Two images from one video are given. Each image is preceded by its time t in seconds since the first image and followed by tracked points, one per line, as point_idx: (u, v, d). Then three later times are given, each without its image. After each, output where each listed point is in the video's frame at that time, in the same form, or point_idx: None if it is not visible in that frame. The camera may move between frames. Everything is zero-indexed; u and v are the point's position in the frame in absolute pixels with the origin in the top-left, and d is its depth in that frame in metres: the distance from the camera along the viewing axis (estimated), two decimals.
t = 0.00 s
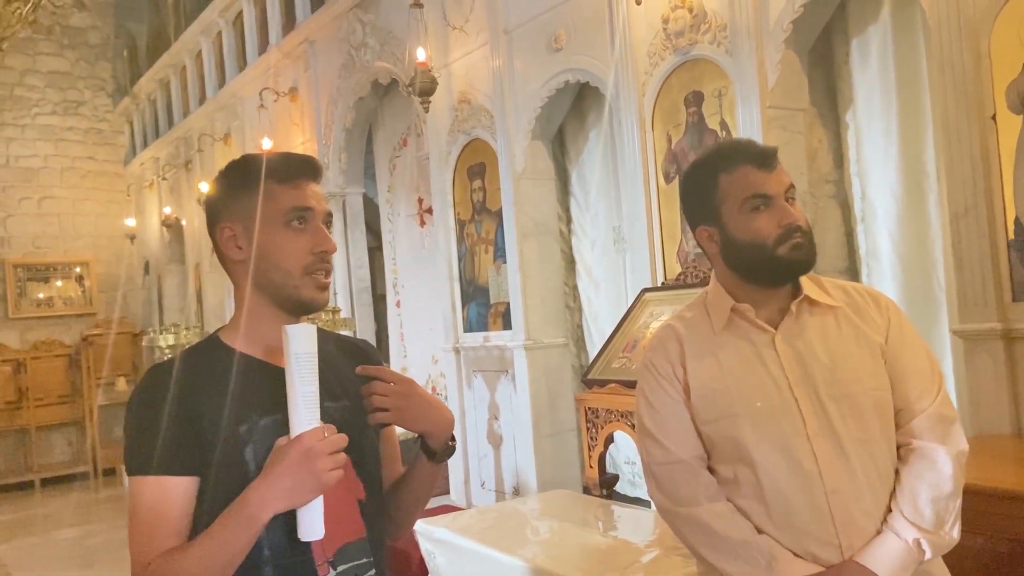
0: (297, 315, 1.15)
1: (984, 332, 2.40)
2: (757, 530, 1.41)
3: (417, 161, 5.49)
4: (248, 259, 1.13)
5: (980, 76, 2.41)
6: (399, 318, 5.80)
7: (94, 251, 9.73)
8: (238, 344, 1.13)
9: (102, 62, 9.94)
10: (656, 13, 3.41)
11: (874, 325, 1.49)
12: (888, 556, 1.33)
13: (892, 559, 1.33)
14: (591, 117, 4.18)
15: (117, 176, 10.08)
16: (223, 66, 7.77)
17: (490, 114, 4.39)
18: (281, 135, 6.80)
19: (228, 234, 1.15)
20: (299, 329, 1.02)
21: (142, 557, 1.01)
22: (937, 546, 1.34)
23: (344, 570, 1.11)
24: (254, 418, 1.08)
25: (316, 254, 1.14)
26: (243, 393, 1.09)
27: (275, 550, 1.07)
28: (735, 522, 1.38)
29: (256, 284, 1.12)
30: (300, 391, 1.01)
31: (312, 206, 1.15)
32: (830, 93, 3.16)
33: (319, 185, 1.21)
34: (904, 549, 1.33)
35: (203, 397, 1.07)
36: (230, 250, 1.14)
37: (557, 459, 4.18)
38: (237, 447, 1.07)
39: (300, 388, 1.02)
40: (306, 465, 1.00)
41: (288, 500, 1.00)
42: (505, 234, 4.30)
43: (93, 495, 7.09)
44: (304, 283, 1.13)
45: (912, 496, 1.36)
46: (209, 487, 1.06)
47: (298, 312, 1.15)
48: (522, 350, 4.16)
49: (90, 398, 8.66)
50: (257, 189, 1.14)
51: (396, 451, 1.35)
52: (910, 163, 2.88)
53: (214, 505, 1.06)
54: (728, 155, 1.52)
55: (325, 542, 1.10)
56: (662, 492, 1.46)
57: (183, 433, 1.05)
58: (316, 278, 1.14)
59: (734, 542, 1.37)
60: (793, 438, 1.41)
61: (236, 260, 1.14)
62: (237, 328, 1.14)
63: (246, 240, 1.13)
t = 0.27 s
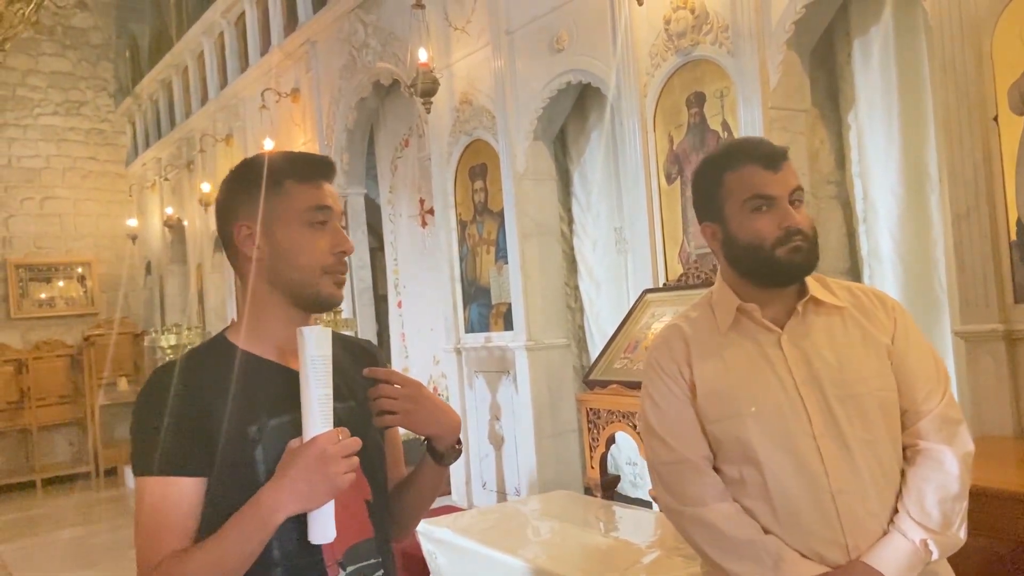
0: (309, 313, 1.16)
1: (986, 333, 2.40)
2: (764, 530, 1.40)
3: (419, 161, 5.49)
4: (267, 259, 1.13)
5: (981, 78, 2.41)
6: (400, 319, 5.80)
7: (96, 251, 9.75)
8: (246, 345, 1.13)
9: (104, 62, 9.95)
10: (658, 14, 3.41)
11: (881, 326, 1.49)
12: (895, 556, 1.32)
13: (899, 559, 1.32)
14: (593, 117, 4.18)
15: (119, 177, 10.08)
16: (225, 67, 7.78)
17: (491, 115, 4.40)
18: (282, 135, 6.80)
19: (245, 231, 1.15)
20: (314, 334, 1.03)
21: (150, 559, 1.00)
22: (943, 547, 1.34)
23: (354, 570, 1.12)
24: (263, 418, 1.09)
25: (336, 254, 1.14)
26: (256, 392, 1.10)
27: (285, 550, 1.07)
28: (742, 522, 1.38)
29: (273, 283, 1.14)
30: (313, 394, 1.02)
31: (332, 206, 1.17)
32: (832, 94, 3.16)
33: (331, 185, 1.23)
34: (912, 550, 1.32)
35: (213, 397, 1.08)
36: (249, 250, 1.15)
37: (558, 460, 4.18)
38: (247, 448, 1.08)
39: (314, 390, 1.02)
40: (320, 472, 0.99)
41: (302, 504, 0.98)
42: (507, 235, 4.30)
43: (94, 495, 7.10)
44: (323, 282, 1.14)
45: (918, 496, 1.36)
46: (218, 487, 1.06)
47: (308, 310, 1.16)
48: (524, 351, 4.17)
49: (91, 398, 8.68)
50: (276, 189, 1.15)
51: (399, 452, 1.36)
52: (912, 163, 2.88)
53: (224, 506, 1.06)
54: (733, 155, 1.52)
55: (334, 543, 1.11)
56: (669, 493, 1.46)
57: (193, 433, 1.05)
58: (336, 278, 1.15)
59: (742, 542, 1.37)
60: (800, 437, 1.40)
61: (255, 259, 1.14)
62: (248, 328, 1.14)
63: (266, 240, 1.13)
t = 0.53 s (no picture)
0: (313, 314, 1.22)
1: (986, 335, 2.40)
2: (768, 531, 1.41)
3: (419, 162, 5.50)
4: (286, 256, 1.19)
5: (981, 80, 2.42)
6: (400, 319, 5.80)
7: (96, 251, 9.75)
8: (245, 343, 1.18)
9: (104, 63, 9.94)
10: (659, 15, 3.41)
11: (883, 327, 1.50)
12: (900, 558, 1.34)
13: (905, 561, 1.33)
14: (593, 118, 4.18)
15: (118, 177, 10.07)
16: (225, 67, 7.78)
17: (492, 116, 4.40)
18: (282, 136, 6.80)
19: (269, 228, 1.20)
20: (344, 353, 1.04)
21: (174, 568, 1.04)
22: (947, 548, 1.35)
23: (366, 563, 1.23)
24: (278, 423, 1.12)
25: (351, 256, 1.21)
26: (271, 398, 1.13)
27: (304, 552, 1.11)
28: (748, 523, 1.38)
29: (285, 283, 1.19)
30: (341, 411, 1.04)
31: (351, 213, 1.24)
32: (832, 95, 3.16)
33: (341, 188, 1.27)
34: (917, 552, 1.34)
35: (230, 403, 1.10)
36: (267, 247, 1.20)
37: (558, 461, 4.18)
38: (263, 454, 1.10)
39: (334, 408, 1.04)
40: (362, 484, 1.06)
41: (338, 520, 1.05)
42: (507, 236, 4.30)
43: (94, 495, 7.10)
44: (336, 281, 1.20)
45: (923, 498, 1.37)
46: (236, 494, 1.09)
47: (313, 312, 1.21)
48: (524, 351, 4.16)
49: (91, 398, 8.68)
50: (299, 188, 1.21)
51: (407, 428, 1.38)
52: (911, 165, 2.88)
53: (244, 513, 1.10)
54: (737, 155, 1.53)
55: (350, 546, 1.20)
56: (673, 493, 1.45)
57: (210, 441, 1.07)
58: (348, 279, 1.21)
59: (747, 543, 1.37)
60: (804, 438, 1.41)
61: (273, 256, 1.20)
62: (253, 328, 1.19)
63: (287, 238, 1.19)
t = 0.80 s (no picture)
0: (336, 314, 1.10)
1: (983, 337, 2.41)
2: (770, 531, 1.41)
3: (418, 163, 5.50)
4: (317, 257, 1.08)
5: (978, 83, 2.43)
6: (398, 320, 5.81)
7: (94, 251, 9.75)
8: (271, 342, 1.08)
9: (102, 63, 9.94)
10: (657, 17, 3.42)
11: (886, 329, 1.51)
12: (904, 559, 1.34)
13: (909, 562, 1.34)
14: (591, 120, 4.18)
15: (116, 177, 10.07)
16: (223, 68, 7.79)
17: (490, 117, 4.41)
18: (281, 137, 6.80)
19: (301, 227, 1.08)
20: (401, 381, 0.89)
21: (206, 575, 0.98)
22: (949, 549, 1.36)
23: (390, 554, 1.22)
24: (309, 426, 1.04)
25: (384, 257, 1.10)
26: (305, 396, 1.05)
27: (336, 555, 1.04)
28: (750, 523, 1.38)
29: (313, 284, 1.08)
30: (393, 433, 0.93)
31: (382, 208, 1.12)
32: (830, 97, 3.16)
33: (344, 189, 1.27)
34: (920, 553, 1.34)
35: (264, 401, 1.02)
36: (297, 245, 1.08)
37: (556, 462, 4.18)
38: (295, 456, 1.02)
39: (379, 428, 0.93)
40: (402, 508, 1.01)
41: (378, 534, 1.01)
42: (505, 237, 4.31)
43: (91, 496, 7.09)
44: (368, 284, 1.09)
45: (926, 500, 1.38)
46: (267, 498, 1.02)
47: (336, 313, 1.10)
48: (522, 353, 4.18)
49: (89, 399, 8.67)
50: (332, 189, 1.10)
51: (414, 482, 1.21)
52: (908, 168, 2.89)
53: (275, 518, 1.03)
54: (744, 153, 1.53)
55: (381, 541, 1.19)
56: (675, 492, 1.44)
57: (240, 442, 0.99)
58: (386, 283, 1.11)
59: (750, 544, 1.36)
60: (806, 439, 1.41)
61: (303, 255, 1.08)
62: (274, 325, 1.09)
63: (320, 238, 1.08)
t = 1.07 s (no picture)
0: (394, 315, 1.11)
1: (977, 339, 2.42)
2: (771, 530, 1.41)
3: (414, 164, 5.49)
4: (379, 258, 1.09)
5: (973, 86, 2.44)
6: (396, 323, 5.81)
7: (89, 251, 9.72)
8: (322, 342, 1.06)
9: (97, 63, 9.91)
10: (653, 19, 3.43)
11: (894, 331, 1.52)
12: (904, 561, 1.36)
13: (909, 564, 1.36)
14: (587, 121, 4.19)
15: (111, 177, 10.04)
16: (219, 68, 7.78)
17: (486, 119, 4.41)
18: (277, 137, 6.80)
19: (361, 229, 1.09)
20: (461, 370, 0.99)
21: None
22: (952, 553, 1.37)
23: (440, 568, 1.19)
24: (357, 428, 1.02)
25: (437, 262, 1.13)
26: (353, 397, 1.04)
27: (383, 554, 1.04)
28: (752, 521, 1.39)
29: (374, 285, 1.08)
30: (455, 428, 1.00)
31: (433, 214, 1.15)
32: (826, 100, 3.17)
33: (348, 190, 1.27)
34: (921, 555, 1.36)
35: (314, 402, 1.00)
36: (358, 247, 1.09)
37: (552, 463, 4.18)
38: (344, 459, 1.01)
39: (440, 418, 0.98)
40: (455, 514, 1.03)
41: (429, 535, 1.01)
42: (502, 239, 4.31)
43: (85, 497, 7.06)
44: (426, 285, 1.12)
45: (930, 503, 1.39)
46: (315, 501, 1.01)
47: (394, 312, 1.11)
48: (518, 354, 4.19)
49: (83, 400, 8.64)
50: (390, 190, 1.11)
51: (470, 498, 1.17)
52: (903, 170, 2.90)
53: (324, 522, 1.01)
54: (752, 155, 1.54)
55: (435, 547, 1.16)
56: (678, 489, 1.46)
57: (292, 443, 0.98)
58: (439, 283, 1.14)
59: (751, 541, 1.37)
60: (810, 439, 1.42)
61: (364, 257, 1.08)
62: (328, 327, 1.07)
63: (381, 239, 1.09)
